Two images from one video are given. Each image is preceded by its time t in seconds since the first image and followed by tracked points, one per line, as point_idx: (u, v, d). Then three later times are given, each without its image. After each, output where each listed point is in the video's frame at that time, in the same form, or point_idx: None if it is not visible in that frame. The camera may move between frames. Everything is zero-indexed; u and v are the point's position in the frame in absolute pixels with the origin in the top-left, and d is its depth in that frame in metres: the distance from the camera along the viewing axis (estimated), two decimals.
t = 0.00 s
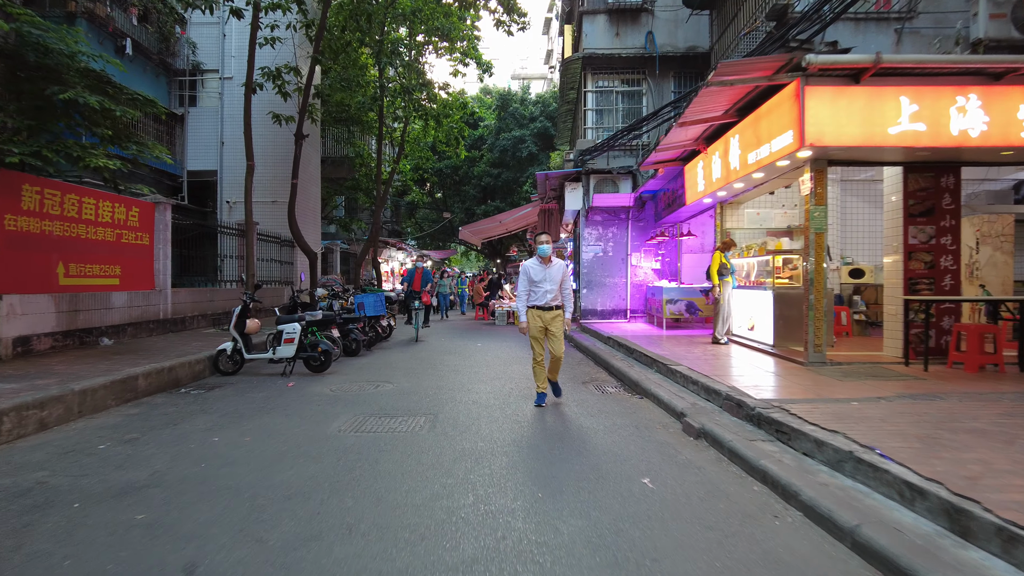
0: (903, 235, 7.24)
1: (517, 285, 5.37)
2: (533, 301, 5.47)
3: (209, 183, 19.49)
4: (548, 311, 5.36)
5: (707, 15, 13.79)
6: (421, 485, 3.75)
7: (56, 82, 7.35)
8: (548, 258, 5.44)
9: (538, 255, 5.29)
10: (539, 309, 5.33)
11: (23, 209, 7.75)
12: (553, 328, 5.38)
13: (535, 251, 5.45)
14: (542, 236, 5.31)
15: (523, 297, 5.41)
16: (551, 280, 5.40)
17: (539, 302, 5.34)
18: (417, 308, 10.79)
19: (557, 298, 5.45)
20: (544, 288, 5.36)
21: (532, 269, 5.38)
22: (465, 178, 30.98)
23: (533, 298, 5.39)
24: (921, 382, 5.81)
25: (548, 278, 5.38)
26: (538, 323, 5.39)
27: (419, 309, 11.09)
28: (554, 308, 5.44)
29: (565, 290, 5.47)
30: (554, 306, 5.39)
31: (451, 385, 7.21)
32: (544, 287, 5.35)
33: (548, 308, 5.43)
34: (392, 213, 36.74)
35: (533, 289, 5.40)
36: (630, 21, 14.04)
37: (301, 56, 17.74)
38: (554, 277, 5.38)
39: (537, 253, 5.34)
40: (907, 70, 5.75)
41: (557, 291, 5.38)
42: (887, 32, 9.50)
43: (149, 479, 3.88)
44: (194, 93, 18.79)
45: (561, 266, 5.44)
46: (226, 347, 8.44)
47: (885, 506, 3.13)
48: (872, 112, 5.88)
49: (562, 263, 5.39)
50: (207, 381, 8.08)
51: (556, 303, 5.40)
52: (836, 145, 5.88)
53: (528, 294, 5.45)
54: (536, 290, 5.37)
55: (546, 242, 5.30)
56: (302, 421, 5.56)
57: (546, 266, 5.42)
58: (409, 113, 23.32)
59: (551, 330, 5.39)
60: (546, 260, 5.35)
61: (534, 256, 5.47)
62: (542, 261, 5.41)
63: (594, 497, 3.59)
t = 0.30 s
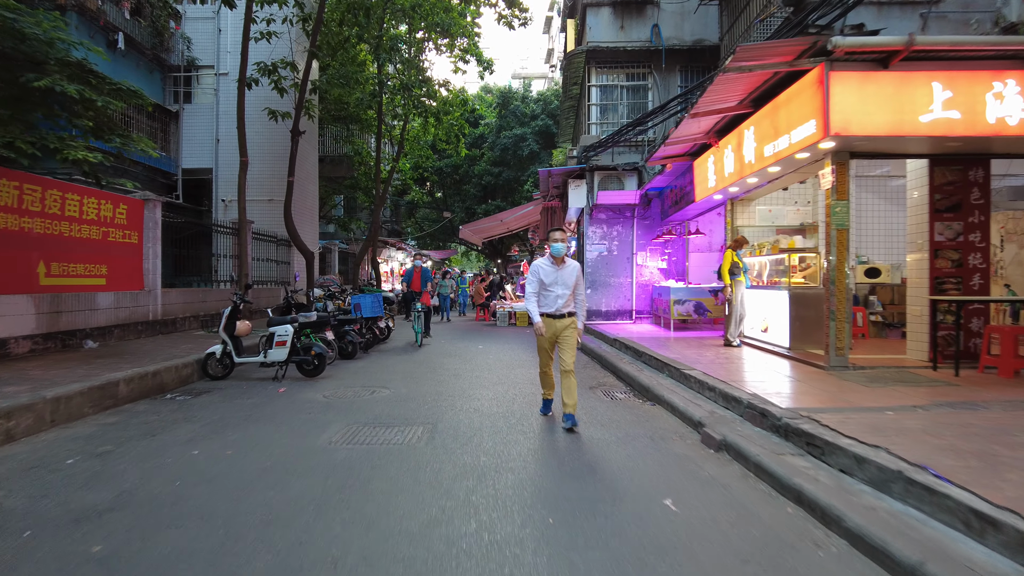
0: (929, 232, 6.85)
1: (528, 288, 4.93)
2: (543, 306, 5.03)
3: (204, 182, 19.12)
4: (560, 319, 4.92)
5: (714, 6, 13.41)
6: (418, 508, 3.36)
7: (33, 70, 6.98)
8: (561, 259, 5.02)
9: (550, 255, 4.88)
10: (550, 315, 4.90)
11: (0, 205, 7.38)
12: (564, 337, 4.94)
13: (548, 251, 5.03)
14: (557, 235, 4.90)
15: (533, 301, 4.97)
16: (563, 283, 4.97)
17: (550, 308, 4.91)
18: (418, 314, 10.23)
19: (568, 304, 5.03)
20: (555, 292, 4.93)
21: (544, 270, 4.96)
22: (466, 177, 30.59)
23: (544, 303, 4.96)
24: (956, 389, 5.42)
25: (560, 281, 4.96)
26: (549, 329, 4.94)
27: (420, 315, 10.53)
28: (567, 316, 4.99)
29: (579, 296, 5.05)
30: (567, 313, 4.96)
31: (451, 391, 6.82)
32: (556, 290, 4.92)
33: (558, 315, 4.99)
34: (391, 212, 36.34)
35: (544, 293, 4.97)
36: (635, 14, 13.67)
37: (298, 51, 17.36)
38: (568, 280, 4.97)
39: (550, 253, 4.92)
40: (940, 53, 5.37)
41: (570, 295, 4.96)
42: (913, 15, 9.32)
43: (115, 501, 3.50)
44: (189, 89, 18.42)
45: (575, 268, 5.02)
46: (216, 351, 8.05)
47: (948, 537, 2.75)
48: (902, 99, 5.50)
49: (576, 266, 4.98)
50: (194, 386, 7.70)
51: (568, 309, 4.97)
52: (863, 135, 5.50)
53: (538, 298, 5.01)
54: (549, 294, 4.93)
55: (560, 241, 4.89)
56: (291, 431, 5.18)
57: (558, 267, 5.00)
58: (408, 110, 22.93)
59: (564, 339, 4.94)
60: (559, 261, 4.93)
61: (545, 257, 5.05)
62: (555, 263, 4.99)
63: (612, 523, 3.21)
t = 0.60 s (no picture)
0: (952, 231, 6.51)
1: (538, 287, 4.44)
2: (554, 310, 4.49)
3: (199, 181, 18.78)
4: (576, 323, 4.41)
5: None
6: (411, 539, 3.02)
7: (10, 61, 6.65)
8: (575, 255, 4.55)
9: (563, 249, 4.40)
10: (565, 319, 4.38)
11: None
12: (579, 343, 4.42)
13: (559, 247, 4.55)
14: (570, 228, 4.42)
15: (543, 302, 4.47)
16: (577, 281, 4.48)
17: (563, 309, 4.40)
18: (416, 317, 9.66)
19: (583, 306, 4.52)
20: (569, 291, 4.43)
21: (556, 268, 4.47)
22: (466, 176, 30.24)
23: (555, 304, 4.45)
24: (988, 399, 5.07)
25: (574, 279, 4.47)
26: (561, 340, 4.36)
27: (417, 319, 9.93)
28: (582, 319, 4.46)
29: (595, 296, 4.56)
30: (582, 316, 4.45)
31: (449, 399, 6.47)
32: (569, 289, 4.43)
33: (573, 319, 4.48)
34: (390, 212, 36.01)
35: (556, 293, 4.47)
36: (639, 8, 13.34)
37: (294, 47, 17.02)
38: (583, 278, 4.48)
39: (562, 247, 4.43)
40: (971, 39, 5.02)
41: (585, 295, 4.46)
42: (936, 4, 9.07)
43: (74, 529, 3.15)
44: (183, 86, 18.08)
45: (589, 266, 4.53)
46: (203, 355, 7.71)
47: None
48: (930, 89, 5.16)
49: (591, 263, 4.49)
50: (180, 393, 7.35)
51: (584, 311, 4.46)
52: (888, 127, 5.16)
53: (549, 299, 4.49)
54: (561, 293, 4.44)
55: (574, 234, 4.42)
56: (277, 445, 4.84)
57: (571, 264, 4.52)
58: (407, 108, 22.59)
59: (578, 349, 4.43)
60: (572, 257, 4.44)
61: (556, 253, 4.57)
62: (568, 259, 4.51)
63: (628, 556, 2.87)
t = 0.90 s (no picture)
0: (977, 225, 6.15)
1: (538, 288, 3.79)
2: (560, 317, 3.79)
3: (191, 178, 18.40)
4: (585, 330, 3.71)
5: None
6: (392, 570, 2.64)
7: None
8: (581, 251, 3.91)
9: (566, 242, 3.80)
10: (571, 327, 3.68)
11: None
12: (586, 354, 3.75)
13: (563, 243, 3.93)
14: (573, 217, 3.82)
15: (545, 307, 3.79)
16: (585, 281, 3.82)
17: (569, 315, 3.72)
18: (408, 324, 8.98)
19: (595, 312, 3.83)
20: (576, 293, 3.76)
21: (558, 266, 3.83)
22: (464, 175, 29.86)
23: (559, 308, 3.78)
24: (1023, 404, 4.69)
25: (581, 279, 3.81)
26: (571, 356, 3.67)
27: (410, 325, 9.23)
28: (593, 327, 3.76)
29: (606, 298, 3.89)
30: (592, 323, 3.75)
31: (443, 404, 6.09)
32: (575, 290, 3.77)
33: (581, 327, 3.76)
34: (388, 211, 35.65)
35: (560, 295, 3.80)
36: None
37: (287, 41, 16.66)
38: (591, 276, 3.82)
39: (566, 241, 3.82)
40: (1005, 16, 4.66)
41: (594, 297, 3.78)
42: None
43: (9, 558, 2.77)
44: (174, 81, 17.72)
45: (600, 264, 3.89)
46: (185, 357, 7.32)
47: None
48: (960, 70, 4.80)
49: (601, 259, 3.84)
50: (160, 398, 6.96)
51: (595, 318, 3.76)
52: (914, 111, 4.79)
53: (551, 304, 3.82)
54: (566, 295, 3.77)
55: (579, 225, 3.81)
56: (255, 455, 4.46)
57: (577, 262, 3.87)
58: (404, 105, 22.24)
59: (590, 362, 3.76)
60: (578, 252, 3.82)
61: (559, 250, 3.93)
62: (573, 255, 3.88)
63: None
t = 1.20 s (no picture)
0: (1004, 224, 5.82)
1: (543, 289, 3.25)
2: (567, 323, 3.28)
3: (184, 177, 18.04)
4: (595, 341, 3.21)
5: None
6: None
7: None
8: (593, 245, 3.37)
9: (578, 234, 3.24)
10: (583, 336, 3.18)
11: None
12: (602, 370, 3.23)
13: (573, 233, 3.38)
14: (585, 205, 3.26)
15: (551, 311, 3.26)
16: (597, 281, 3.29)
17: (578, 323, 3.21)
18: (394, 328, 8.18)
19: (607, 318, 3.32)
20: (586, 296, 3.23)
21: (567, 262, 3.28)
22: (462, 174, 29.51)
23: (566, 312, 3.26)
24: None
25: (593, 278, 3.28)
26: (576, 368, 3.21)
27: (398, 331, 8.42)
28: (606, 337, 3.25)
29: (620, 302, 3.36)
30: (605, 332, 3.25)
31: (438, 415, 5.74)
32: (585, 292, 3.24)
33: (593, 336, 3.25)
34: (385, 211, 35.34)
35: (568, 297, 3.28)
36: None
37: (281, 36, 16.30)
38: (603, 276, 3.30)
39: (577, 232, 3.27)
40: None
41: (607, 300, 3.26)
42: None
43: None
44: (167, 78, 17.37)
45: (614, 261, 3.36)
46: (168, 364, 6.97)
47: None
48: (996, 55, 4.47)
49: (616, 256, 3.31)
50: (140, 406, 6.62)
51: (607, 326, 3.26)
52: (946, 100, 4.45)
53: (557, 307, 3.30)
54: (575, 297, 3.26)
55: (591, 214, 3.25)
56: (231, 475, 4.11)
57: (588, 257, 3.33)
58: (401, 103, 21.89)
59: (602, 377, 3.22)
60: (590, 247, 3.28)
61: (569, 241, 3.37)
62: (584, 250, 3.33)
63: None
